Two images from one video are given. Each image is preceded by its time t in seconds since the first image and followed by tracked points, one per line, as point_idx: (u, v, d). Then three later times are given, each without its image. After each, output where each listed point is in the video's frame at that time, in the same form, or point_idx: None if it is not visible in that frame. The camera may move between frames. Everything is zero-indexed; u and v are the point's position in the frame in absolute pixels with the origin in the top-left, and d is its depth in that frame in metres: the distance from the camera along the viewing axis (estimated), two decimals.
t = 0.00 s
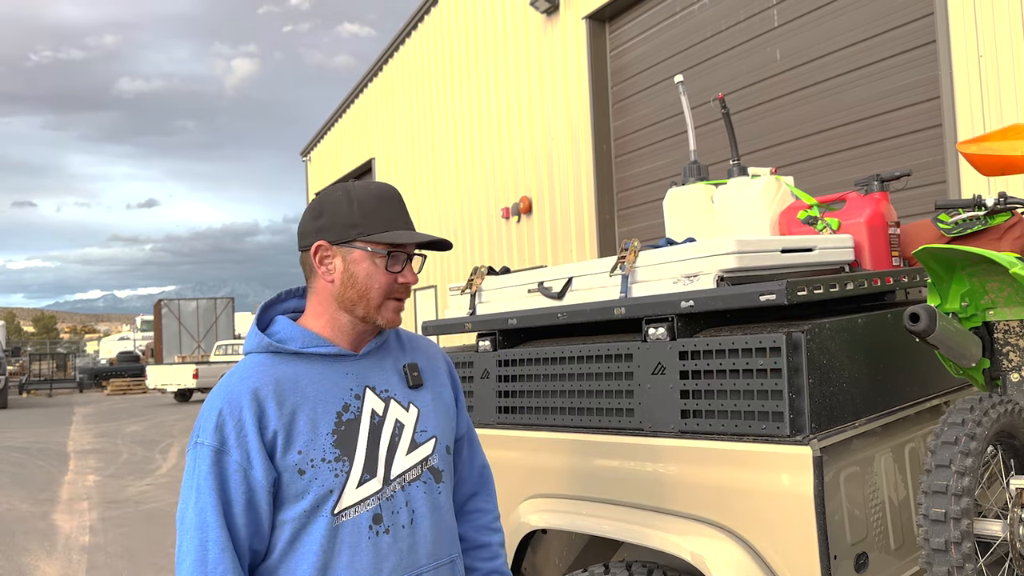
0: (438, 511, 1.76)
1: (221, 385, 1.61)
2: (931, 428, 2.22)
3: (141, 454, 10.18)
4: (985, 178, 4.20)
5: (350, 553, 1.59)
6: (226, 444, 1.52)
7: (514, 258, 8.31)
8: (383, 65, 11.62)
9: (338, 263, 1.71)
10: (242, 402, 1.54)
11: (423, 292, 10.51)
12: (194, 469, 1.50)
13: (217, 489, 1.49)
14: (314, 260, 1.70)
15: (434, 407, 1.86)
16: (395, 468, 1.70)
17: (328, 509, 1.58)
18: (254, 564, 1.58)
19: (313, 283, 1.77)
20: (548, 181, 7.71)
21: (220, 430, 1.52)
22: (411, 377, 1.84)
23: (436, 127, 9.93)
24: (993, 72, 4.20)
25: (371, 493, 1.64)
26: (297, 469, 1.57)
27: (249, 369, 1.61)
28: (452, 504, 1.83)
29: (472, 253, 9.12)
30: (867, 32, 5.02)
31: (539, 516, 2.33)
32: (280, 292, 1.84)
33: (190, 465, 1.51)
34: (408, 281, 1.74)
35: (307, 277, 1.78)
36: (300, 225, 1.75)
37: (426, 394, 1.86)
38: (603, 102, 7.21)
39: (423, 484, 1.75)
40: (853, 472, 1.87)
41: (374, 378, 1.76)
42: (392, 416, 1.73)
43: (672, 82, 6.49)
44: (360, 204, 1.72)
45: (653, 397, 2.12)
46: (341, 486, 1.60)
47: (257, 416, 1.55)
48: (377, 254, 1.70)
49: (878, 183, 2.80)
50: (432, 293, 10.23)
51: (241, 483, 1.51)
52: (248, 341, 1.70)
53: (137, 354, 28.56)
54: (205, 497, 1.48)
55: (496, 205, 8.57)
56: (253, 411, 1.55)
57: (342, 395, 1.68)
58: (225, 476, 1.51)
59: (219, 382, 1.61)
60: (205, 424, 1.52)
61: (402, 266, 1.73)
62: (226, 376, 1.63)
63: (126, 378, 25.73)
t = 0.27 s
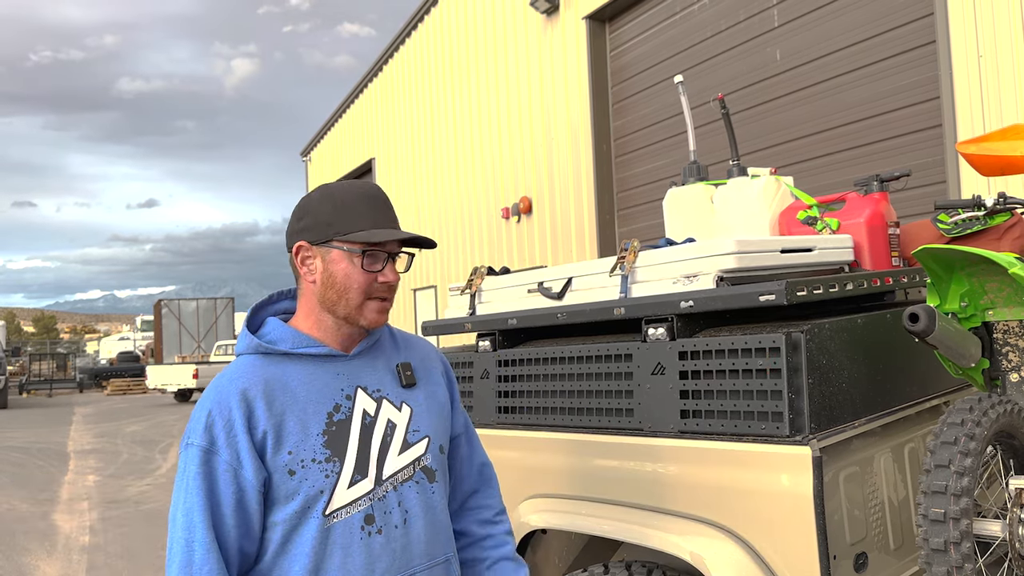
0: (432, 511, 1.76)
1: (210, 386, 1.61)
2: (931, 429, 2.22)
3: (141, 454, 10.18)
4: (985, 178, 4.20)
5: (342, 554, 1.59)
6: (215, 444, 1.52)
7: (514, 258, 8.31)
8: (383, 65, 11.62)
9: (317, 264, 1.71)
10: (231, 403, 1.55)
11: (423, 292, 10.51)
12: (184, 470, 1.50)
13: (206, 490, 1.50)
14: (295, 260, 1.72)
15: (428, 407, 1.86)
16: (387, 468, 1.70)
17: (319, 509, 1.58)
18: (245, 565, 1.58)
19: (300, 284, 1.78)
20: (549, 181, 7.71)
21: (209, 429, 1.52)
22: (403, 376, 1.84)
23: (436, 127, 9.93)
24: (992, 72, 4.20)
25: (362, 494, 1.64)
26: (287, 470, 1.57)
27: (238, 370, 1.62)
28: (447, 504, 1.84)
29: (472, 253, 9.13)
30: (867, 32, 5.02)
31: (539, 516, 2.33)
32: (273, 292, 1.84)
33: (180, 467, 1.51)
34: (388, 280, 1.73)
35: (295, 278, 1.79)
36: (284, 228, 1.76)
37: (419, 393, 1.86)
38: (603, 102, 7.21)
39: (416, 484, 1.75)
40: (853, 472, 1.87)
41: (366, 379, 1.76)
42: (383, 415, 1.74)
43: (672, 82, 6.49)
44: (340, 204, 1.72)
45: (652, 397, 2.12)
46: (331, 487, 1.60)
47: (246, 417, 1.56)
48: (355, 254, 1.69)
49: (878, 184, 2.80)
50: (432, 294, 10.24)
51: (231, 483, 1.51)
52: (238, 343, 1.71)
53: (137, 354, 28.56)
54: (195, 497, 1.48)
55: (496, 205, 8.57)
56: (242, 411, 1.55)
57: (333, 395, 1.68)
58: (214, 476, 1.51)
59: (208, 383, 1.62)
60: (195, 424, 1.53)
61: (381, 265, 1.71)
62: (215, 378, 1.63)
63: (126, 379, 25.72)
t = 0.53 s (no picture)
0: (430, 507, 1.76)
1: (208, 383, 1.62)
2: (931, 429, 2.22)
3: (141, 454, 10.19)
4: (985, 177, 4.20)
5: (340, 549, 1.59)
6: (213, 440, 1.53)
7: (514, 258, 8.31)
8: (383, 65, 11.62)
9: (299, 265, 1.72)
10: (228, 398, 1.56)
11: (423, 292, 10.51)
12: (182, 466, 1.51)
13: (204, 485, 1.50)
14: (279, 262, 1.73)
15: (426, 403, 1.86)
16: (385, 464, 1.70)
17: (317, 504, 1.58)
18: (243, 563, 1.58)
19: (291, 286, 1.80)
20: (549, 181, 7.71)
21: (207, 424, 1.53)
22: (401, 373, 1.84)
23: (436, 126, 9.93)
24: (993, 72, 4.20)
25: (360, 489, 1.64)
26: (284, 465, 1.58)
27: (234, 367, 1.63)
28: (445, 502, 1.83)
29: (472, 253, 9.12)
30: (867, 32, 5.02)
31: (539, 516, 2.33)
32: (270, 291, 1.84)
33: (177, 462, 1.51)
34: (366, 280, 1.71)
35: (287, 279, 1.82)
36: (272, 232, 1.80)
37: (417, 390, 1.86)
38: (603, 102, 7.21)
39: (414, 480, 1.75)
40: (853, 472, 1.87)
41: (363, 375, 1.77)
42: (381, 411, 1.74)
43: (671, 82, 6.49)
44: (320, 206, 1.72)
45: (652, 397, 2.12)
46: (329, 482, 1.60)
47: (243, 413, 1.56)
48: (332, 255, 1.69)
49: (878, 184, 2.80)
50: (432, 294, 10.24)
51: (228, 478, 1.51)
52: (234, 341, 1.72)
53: (137, 354, 28.56)
54: (192, 492, 1.48)
55: (496, 205, 8.57)
56: (240, 406, 1.56)
57: (330, 392, 1.69)
58: (212, 471, 1.52)
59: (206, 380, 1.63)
60: (193, 421, 1.53)
61: (359, 265, 1.70)
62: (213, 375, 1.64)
63: (126, 379, 25.73)
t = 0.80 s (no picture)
0: (424, 506, 1.75)
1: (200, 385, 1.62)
2: (931, 428, 2.22)
3: (141, 454, 10.19)
4: (985, 177, 4.20)
5: (331, 549, 1.59)
6: (203, 441, 1.53)
7: (514, 258, 8.30)
8: (383, 65, 11.62)
9: (293, 268, 1.72)
10: (219, 400, 1.56)
11: (423, 292, 10.51)
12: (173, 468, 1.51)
13: (195, 488, 1.50)
14: (273, 266, 1.73)
15: (421, 403, 1.86)
16: (378, 464, 1.69)
17: (306, 504, 1.58)
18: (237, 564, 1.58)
19: (286, 289, 1.80)
20: (549, 181, 7.70)
21: (197, 426, 1.53)
22: (395, 373, 1.84)
23: (436, 126, 9.93)
24: (993, 73, 4.20)
25: (351, 488, 1.64)
26: (274, 466, 1.58)
27: (227, 370, 1.63)
28: (442, 501, 1.83)
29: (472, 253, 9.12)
30: (867, 32, 5.02)
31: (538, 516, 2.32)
32: (265, 295, 1.84)
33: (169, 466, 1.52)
34: (362, 278, 1.72)
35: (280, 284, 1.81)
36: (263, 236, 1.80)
37: (412, 389, 1.85)
38: (603, 102, 7.21)
39: (407, 480, 1.74)
40: (853, 471, 1.87)
41: (357, 375, 1.77)
42: (374, 411, 1.74)
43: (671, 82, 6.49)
44: (310, 207, 1.72)
45: (652, 397, 2.12)
46: (318, 482, 1.60)
47: (233, 416, 1.57)
48: (326, 255, 1.69)
49: (878, 183, 2.80)
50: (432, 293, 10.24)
51: (219, 480, 1.52)
52: (230, 343, 1.73)
53: (137, 354, 28.56)
54: (184, 495, 1.49)
55: (496, 205, 8.57)
56: (230, 407, 1.56)
57: (322, 392, 1.69)
58: (203, 473, 1.52)
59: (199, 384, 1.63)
60: (183, 423, 1.54)
61: (354, 264, 1.71)
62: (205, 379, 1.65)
63: (126, 379, 25.73)
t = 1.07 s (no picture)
0: (424, 505, 1.75)
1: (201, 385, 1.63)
2: (931, 428, 2.22)
3: (141, 454, 10.19)
4: (985, 177, 4.20)
5: (332, 549, 1.59)
6: (204, 442, 1.53)
7: (514, 258, 8.30)
8: (383, 65, 11.62)
9: (289, 266, 1.73)
10: (218, 400, 1.56)
11: (423, 292, 10.51)
12: (173, 469, 1.51)
13: (196, 489, 1.51)
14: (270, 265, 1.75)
15: (422, 403, 1.85)
16: (379, 463, 1.69)
17: (306, 504, 1.58)
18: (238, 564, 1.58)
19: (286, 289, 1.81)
20: (549, 181, 7.70)
21: (197, 426, 1.53)
22: (396, 373, 1.84)
23: (436, 126, 9.93)
24: (993, 73, 4.19)
25: (352, 488, 1.64)
26: (274, 465, 1.58)
27: (226, 370, 1.63)
28: (442, 500, 1.83)
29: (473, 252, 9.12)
30: (867, 32, 5.02)
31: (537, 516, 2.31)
32: (267, 295, 1.85)
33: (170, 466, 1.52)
34: (354, 275, 1.70)
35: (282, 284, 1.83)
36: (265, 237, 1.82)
37: (413, 389, 1.85)
38: (603, 102, 7.21)
39: (409, 479, 1.74)
40: (853, 471, 1.86)
41: (358, 375, 1.76)
42: (375, 411, 1.73)
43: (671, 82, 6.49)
44: (304, 205, 1.73)
45: (653, 397, 2.11)
46: (318, 481, 1.60)
47: (234, 416, 1.56)
48: (317, 252, 1.69)
49: (878, 183, 2.80)
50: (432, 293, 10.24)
51: (219, 480, 1.52)
52: (230, 343, 1.73)
53: (137, 354, 28.56)
54: (185, 496, 1.49)
55: (496, 205, 8.57)
56: (230, 407, 1.56)
57: (323, 392, 1.69)
58: (203, 473, 1.52)
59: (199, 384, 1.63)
60: (184, 424, 1.54)
61: (346, 260, 1.70)
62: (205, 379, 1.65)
63: (126, 379, 25.73)
